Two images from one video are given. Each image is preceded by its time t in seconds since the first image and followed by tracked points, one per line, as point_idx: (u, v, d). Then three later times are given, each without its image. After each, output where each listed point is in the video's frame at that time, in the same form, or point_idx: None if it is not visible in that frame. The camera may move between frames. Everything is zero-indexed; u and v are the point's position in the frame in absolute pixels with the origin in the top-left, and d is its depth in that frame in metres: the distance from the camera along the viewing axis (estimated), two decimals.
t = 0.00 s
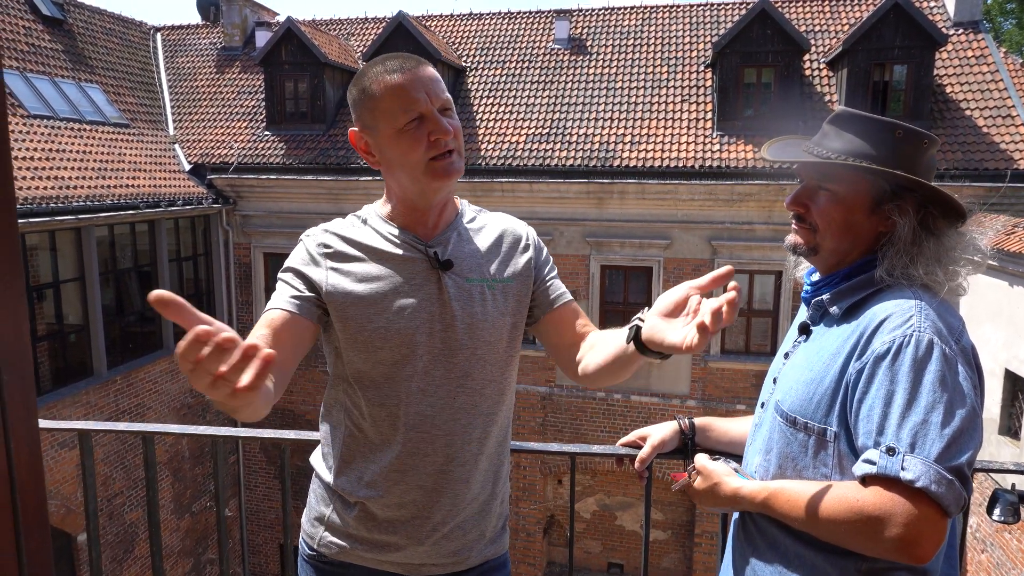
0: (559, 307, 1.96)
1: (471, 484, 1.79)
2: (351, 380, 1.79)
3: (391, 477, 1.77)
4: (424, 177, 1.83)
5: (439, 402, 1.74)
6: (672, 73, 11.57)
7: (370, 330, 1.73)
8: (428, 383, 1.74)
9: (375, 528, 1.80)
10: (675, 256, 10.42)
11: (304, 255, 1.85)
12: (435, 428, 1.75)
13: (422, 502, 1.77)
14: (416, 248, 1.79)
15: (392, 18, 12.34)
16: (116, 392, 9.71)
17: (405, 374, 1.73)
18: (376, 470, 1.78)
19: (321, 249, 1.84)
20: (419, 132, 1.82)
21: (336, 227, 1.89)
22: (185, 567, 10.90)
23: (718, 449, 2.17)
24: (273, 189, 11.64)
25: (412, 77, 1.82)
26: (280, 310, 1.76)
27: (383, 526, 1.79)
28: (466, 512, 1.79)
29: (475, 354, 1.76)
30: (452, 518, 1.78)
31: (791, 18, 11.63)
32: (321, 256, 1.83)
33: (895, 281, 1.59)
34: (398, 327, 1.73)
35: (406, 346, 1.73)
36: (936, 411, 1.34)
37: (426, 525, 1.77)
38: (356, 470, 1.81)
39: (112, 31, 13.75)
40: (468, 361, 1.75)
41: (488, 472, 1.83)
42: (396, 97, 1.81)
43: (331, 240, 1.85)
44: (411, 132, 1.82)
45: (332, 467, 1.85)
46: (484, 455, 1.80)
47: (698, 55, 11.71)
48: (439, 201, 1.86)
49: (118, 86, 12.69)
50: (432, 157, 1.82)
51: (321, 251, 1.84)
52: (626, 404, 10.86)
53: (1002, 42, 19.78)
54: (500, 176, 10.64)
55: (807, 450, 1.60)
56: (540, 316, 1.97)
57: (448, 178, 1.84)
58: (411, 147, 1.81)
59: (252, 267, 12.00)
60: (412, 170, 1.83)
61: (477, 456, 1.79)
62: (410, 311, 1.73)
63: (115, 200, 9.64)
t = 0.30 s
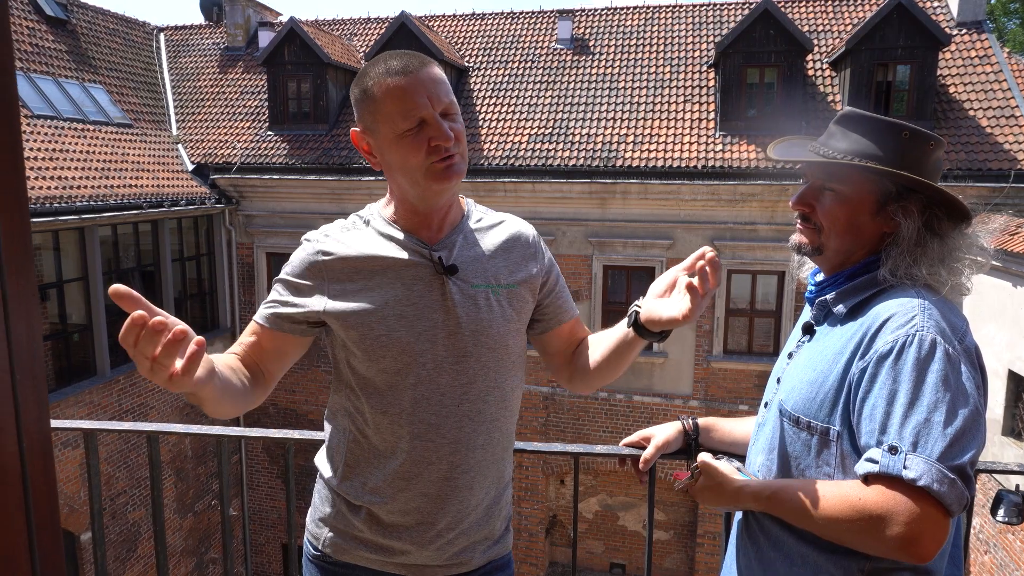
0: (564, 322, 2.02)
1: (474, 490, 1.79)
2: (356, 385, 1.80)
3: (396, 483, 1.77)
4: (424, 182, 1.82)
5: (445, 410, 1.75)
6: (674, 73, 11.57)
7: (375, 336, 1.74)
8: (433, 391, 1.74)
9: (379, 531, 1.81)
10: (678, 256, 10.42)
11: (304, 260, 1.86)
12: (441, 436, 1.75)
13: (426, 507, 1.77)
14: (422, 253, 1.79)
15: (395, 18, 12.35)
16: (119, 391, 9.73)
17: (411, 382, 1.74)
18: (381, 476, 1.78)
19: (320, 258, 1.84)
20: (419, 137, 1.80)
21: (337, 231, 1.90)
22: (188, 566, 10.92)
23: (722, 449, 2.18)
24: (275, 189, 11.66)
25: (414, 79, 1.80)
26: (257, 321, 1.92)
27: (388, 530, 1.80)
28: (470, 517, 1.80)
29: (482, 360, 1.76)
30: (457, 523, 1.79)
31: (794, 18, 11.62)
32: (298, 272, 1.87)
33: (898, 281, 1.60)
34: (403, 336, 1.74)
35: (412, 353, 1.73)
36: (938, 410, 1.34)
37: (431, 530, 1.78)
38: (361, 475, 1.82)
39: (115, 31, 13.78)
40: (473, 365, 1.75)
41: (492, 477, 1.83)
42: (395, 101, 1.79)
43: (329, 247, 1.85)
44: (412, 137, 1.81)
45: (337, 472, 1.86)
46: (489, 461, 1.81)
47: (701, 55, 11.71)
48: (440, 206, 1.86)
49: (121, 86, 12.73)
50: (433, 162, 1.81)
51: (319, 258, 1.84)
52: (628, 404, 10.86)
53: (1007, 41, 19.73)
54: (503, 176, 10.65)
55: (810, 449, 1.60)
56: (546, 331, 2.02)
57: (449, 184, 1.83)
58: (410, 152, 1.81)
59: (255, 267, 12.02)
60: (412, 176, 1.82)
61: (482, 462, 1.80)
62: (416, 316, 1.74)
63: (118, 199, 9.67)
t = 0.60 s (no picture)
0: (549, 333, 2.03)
1: (484, 493, 1.80)
2: (365, 390, 1.81)
3: (406, 487, 1.78)
4: (426, 194, 1.81)
5: (454, 413, 1.75)
6: (677, 73, 11.56)
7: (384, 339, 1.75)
8: (442, 395, 1.74)
9: (388, 532, 1.81)
10: (681, 256, 10.40)
11: (308, 265, 1.86)
12: (450, 440, 1.76)
13: (436, 510, 1.78)
14: (429, 257, 1.78)
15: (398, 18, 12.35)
16: (123, 391, 9.76)
17: (420, 387, 1.75)
18: (390, 479, 1.79)
19: (325, 271, 1.82)
20: (418, 148, 1.79)
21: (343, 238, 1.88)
22: (191, 566, 10.95)
23: (727, 450, 2.17)
24: (279, 188, 11.67)
25: (410, 89, 1.78)
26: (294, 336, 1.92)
27: (397, 532, 1.80)
28: (478, 519, 1.80)
29: (490, 363, 1.77)
30: (467, 524, 1.79)
31: (797, 18, 11.60)
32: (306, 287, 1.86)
33: (906, 280, 1.59)
34: (412, 340, 1.74)
35: (420, 357, 1.74)
36: (946, 408, 1.34)
37: (440, 532, 1.78)
38: (371, 478, 1.82)
39: (119, 31, 13.82)
40: (481, 369, 1.76)
41: (501, 480, 1.84)
42: (392, 112, 1.78)
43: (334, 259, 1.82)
44: (411, 148, 1.80)
45: (347, 474, 1.87)
46: (498, 463, 1.81)
47: (704, 54, 11.69)
48: (443, 216, 1.85)
49: (125, 86, 12.76)
50: (434, 174, 1.80)
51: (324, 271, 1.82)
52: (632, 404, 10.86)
53: (1011, 41, 19.66)
54: (506, 176, 10.65)
55: (817, 449, 1.60)
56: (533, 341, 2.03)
57: (452, 194, 1.82)
58: (411, 165, 1.80)
59: (259, 267, 12.05)
60: (414, 188, 1.82)
61: (491, 465, 1.80)
62: (423, 320, 1.74)
63: (122, 199, 9.70)
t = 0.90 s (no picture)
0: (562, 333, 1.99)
1: (487, 493, 1.80)
2: (369, 390, 1.82)
3: (409, 487, 1.79)
4: (428, 193, 1.80)
5: (457, 414, 1.75)
6: (680, 73, 11.55)
7: (387, 340, 1.75)
8: (444, 395, 1.75)
9: (393, 532, 1.81)
10: (684, 256, 10.39)
11: (310, 268, 1.86)
12: (453, 441, 1.76)
13: (439, 510, 1.78)
14: (428, 260, 1.77)
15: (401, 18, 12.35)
16: (127, 391, 9.79)
17: (421, 388, 1.75)
18: (394, 479, 1.80)
19: (326, 273, 1.82)
20: (420, 146, 1.79)
21: (343, 240, 1.89)
22: (194, 565, 10.96)
23: (731, 451, 2.17)
24: (282, 189, 11.69)
25: (414, 87, 1.78)
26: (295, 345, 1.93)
27: (401, 532, 1.81)
28: (481, 519, 1.80)
29: (491, 364, 1.77)
30: (470, 525, 1.79)
31: (800, 17, 11.60)
32: (308, 289, 1.86)
33: (908, 281, 1.59)
34: (414, 340, 1.74)
35: (424, 357, 1.74)
36: (947, 409, 1.34)
37: (443, 532, 1.78)
38: (376, 479, 1.83)
39: (123, 32, 13.85)
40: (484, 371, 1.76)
41: (504, 482, 1.84)
42: (395, 110, 1.78)
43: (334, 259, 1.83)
44: (413, 146, 1.79)
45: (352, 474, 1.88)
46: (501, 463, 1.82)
47: (706, 54, 11.68)
48: (444, 215, 1.84)
49: (128, 86, 12.79)
50: (435, 172, 1.79)
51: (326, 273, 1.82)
52: (634, 404, 10.85)
53: (1014, 40, 19.61)
54: (508, 176, 10.66)
55: (819, 451, 1.60)
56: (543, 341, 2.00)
57: (453, 193, 1.81)
58: (413, 162, 1.79)
59: (262, 267, 12.07)
60: (415, 186, 1.81)
61: (494, 465, 1.80)
62: (423, 321, 1.74)
63: (125, 200, 9.73)
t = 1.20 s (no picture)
0: (564, 329, 2.00)
1: (486, 490, 1.81)
2: (371, 387, 1.84)
3: (409, 484, 1.80)
4: (423, 187, 1.81)
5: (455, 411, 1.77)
6: (683, 73, 11.54)
7: (389, 339, 1.76)
8: (443, 390, 1.77)
9: (392, 530, 1.82)
10: (686, 256, 10.38)
11: (312, 269, 1.88)
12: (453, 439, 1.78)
13: (439, 507, 1.78)
14: (428, 257, 1.78)
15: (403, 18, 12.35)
16: (130, 391, 9.81)
17: (421, 384, 1.77)
18: (394, 476, 1.81)
19: (329, 273, 1.84)
20: (412, 142, 1.80)
21: (344, 241, 1.90)
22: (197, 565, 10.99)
23: (733, 452, 2.17)
24: (284, 189, 11.71)
25: (403, 85, 1.80)
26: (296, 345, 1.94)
27: (400, 530, 1.81)
28: (480, 516, 1.81)
29: (490, 362, 1.78)
30: (469, 522, 1.80)
31: (803, 17, 11.58)
32: (310, 289, 1.88)
33: (908, 281, 1.59)
34: (415, 338, 1.75)
35: (425, 355, 1.76)
36: (948, 409, 1.34)
37: (443, 529, 1.79)
38: (375, 476, 1.83)
39: (126, 32, 13.89)
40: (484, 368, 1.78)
41: (503, 478, 1.85)
42: (386, 109, 1.80)
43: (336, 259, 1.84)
44: (405, 142, 1.80)
45: (351, 472, 1.88)
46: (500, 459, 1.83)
47: (709, 54, 11.68)
48: (441, 209, 1.84)
49: (132, 87, 12.82)
50: (429, 166, 1.80)
51: (328, 274, 1.84)
52: (637, 404, 10.85)
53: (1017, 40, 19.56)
54: (511, 177, 10.67)
55: (821, 451, 1.60)
56: (543, 340, 2.01)
57: (448, 186, 1.81)
58: (407, 158, 1.80)
59: (265, 267, 12.09)
60: (411, 182, 1.82)
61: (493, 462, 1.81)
62: (424, 320, 1.75)
63: (129, 200, 9.75)
